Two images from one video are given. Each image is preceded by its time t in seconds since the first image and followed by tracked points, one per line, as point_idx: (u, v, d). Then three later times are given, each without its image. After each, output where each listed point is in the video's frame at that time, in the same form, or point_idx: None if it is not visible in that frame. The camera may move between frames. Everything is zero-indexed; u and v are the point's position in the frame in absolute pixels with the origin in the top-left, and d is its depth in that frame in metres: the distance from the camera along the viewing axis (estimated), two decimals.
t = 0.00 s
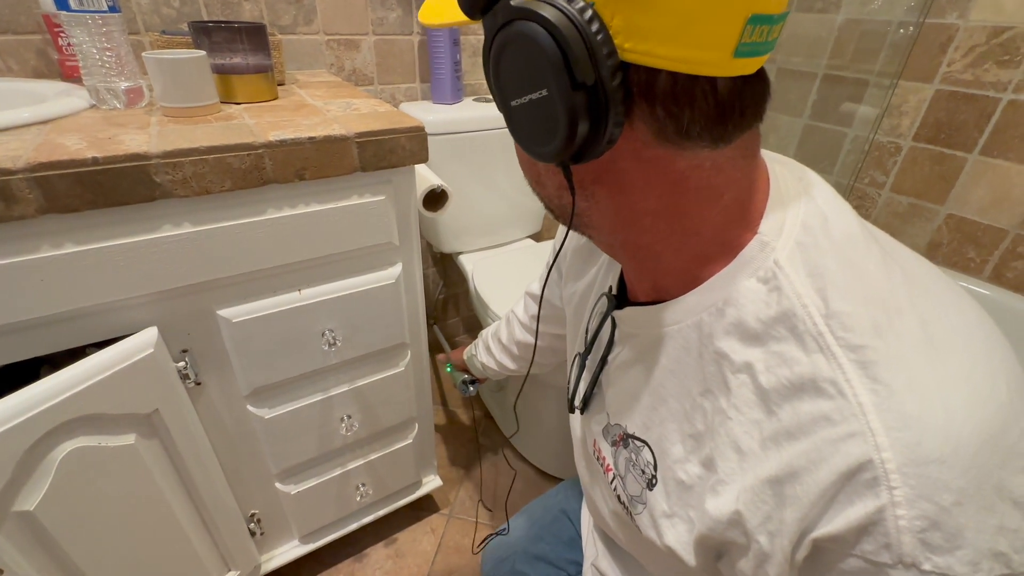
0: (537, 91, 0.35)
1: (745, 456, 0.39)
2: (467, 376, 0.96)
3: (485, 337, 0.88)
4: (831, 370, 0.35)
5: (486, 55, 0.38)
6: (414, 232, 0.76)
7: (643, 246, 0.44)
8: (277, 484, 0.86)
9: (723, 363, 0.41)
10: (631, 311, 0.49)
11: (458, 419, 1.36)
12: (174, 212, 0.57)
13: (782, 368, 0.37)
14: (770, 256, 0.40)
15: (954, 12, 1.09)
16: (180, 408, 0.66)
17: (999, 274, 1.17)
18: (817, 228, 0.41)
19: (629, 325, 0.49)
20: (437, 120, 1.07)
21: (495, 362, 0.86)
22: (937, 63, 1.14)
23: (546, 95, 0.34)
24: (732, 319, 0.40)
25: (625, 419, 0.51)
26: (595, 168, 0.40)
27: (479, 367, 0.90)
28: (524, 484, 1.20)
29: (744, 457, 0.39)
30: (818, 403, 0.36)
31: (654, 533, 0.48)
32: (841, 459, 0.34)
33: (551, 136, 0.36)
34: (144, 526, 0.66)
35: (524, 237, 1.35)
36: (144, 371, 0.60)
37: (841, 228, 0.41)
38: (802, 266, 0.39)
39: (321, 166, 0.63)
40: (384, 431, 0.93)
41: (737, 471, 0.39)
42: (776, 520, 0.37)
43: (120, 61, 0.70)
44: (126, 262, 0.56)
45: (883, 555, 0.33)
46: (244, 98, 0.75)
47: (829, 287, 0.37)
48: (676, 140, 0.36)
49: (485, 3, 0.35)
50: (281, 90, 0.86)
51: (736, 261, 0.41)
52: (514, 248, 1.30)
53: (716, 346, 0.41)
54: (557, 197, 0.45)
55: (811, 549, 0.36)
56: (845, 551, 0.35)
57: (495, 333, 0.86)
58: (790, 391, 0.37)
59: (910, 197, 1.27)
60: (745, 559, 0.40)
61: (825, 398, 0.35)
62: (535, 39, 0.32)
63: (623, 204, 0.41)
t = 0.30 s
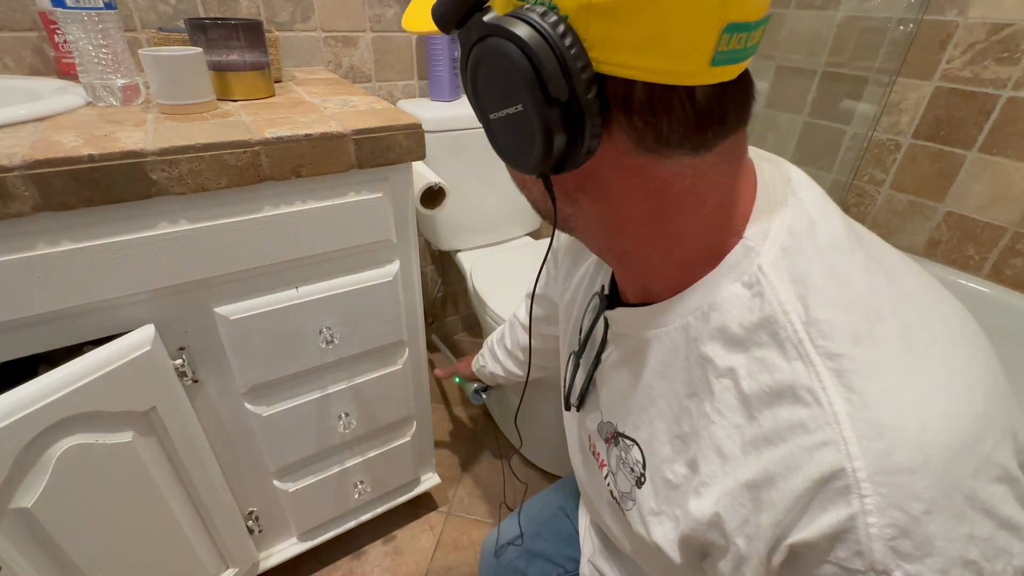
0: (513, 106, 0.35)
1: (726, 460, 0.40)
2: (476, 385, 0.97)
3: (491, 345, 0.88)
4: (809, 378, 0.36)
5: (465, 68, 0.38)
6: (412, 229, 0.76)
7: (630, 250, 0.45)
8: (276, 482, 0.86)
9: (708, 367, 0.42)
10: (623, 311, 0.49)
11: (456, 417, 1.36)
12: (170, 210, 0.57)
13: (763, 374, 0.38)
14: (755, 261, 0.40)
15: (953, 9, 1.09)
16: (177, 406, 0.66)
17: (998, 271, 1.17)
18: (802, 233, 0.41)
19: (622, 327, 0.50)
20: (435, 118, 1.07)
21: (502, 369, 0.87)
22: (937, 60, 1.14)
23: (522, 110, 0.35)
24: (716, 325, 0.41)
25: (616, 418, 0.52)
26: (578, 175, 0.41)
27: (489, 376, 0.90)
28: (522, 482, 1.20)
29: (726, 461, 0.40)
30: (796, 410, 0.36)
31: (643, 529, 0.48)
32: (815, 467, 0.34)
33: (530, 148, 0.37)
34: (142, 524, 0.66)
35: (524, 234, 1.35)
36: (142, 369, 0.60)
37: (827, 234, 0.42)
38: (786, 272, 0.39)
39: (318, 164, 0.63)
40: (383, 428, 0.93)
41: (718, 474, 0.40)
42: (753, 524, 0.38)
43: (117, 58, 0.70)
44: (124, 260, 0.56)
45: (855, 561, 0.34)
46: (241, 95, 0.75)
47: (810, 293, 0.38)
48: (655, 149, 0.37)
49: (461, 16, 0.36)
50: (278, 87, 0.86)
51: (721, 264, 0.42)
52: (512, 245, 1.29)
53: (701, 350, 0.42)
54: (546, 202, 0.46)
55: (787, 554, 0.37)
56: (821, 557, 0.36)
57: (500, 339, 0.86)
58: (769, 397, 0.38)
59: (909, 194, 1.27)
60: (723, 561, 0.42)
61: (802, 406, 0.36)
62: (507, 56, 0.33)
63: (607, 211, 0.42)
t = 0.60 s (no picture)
0: (507, 114, 0.36)
1: (724, 452, 0.40)
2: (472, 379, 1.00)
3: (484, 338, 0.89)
4: (799, 367, 0.37)
5: (460, 78, 0.39)
6: (415, 231, 0.76)
7: (621, 253, 0.45)
8: (279, 480, 0.86)
9: (702, 364, 0.43)
10: (617, 314, 0.50)
11: (458, 416, 1.37)
12: (175, 211, 0.58)
13: (756, 366, 0.39)
14: (742, 257, 0.41)
15: (954, 8, 1.09)
16: (183, 406, 0.66)
17: (998, 270, 1.18)
18: (787, 228, 0.43)
19: (617, 328, 0.51)
20: (437, 118, 1.07)
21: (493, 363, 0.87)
22: (937, 59, 1.14)
23: (515, 118, 0.36)
24: (709, 321, 0.42)
25: (616, 419, 0.52)
26: (569, 180, 0.42)
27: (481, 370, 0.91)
28: (524, 481, 1.21)
29: (723, 452, 0.40)
30: (789, 399, 0.37)
31: (645, 529, 0.49)
32: (809, 452, 0.35)
33: (523, 154, 0.37)
34: (147, 521, 0.67)
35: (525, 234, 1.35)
36: (147, 368, 0.60)
37: (811, 229, 0.43)
38: (772, 266, 0.41)
39: (321, 166, 0.63)
40: (385, 427, 0.93)
41: (718, 465, 0.41)
42: (752, 512, 0.38)
43: (120, 61, 0.70)
44: (130, 261, 0.57)
45: (850, 541, 0.34)
46: (243, 96, 0.75)
47: (797, 286, 0.39)
48: (644, 153, 0.38)
49: (455, 31, 0.37)
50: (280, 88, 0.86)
51: (711, 263, 0.43)
52: (513, 245, 1.30)
53: (695, 346, 0.43)
54: (539, 208, 0.47)
55: (786, 538, 0.38)
56: (817, 539, 0.36)
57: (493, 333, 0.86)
58: (763, 388, 0.39)
59: (909, 193, 1.27)
60: (728, 552, 0.42)
61: (795, 394, 0.37)
62: (501, 67, 0.34)
63: (598, 214, 0.43)
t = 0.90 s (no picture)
0: (483, 129, 0.36)
1: (714, 445, 0.40)
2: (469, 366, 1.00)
3: (476, 329, 0.88)
4: (780, 358, 0.37)
5: (433, 97, 0.39)
6: (416, 226, 0.76)
7: (605, 257, 0.45)
8: (282, 475, 0.86)
9: (688, 359, 0.43)
10: (605, 315, 0.50)
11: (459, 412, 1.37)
12: (176, 205, 0.57)
13: (739, 359, 0.39)
14: (721, 253, 0.42)
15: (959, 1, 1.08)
16: (186, 402, 0.66)
17: (1002, 265, 1.17)
18: (762, 221, 0.43)
19: (608, 329, 0.50)
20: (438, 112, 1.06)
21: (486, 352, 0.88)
22: (942, 53, 1.13)
23: (491, 132, 0.35)
24: (692, 317, 0.42)
25: (610, 418, 0.52)
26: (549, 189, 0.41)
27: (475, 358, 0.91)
28: (525, 476, 1.21)
29: (713, 445, 0.40)
30: (771, 389, 0.37)
31: (643, 524, 0.49)
32: (790, 440, 0.35)
33: (501, 167, 0.37)
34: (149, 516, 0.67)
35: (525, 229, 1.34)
36: (147, 364, 0.60)
37: (786, 221, 0.43)
38: (749, 260, 0.41)
39: (323, 159, 0.63)
40: (388, 422, 0.93)
41: (707, 459, 0.41)
42: (740, 502, 0.38)
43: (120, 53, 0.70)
44: (131, 255, 0.56)
45: (835, 523, 0.34)
46: (244, 90, 0.75)
47: (774, 278, 0.39)
48: (620, 159, 0.38)
49: (426, 51, 0.36)
50: (280, 82, 0.86)
51: (691, 258, 0.43)
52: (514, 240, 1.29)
53: (679, 342, 0.43)
54: (520, 218, 0.47)
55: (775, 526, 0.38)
56: (802, 522, 0.36)
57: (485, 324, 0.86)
58: (747, 380, 0.39)
59: (912, 188, 1.26)
60: (721, 543, 0.42)
61: (777, 383, 0.37)
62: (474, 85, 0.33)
63: (579, 221, 0.43)
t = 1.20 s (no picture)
0: (459, 137, 0.36)
1: (685, 439, 0.41)
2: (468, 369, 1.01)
3: (474, 333, 0.89)
4: (743, 352, 0.37)
5: (413, 106, 0.40)
6: (418, 226, 0.76)
7: (583, 258, 0.46)
8: (283, 475, 0.87)
9: (663, 356, 0.43)
10: (589, 314, 0.50)
11: (460, 412, 1.37)
12: (180, 207, 0.58)
13: (706, 354, 0.40)
14: (690, 252, 0.42)
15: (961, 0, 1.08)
16: (189, 402, 0.67)
17: (1003, 265, 1.17)
18: (731, 220, 0.43)
19: (592, 330, 0.50)
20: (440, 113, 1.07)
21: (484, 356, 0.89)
22: (944, 52, 1.13)
23: (467, 139, 0.36)
24: (664, 314, 0.43)
25: (595, 415, 0.53)
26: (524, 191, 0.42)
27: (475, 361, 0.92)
28: (526, 475, 1.21)
29: (684, 439, 0.41)
30: (735, 383, 0.38)
31: (628, 519, 0.49)
32: (750, 432, 0.36)
33: (476, 172, 0.38)
34: (153, 515, 0.67)
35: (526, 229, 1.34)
36: (151, 364, 0.60)
37: (756, 220, 0.44)
38: (717, 258, 0.41)
39: (325, 161, 0.63)
40: (389, 422, 0.94)
41: (678, 453, 0.41)
42: (709, 493, 0.39)
43: (123, 55, 0.70)
44: (136, 256, 0.57)
45: (793, 513, 0.34)
46: (246, 92, 0.75)
47: (739, 276, 0.40)
48: (592, 162, 0.38)
49: (405, 64, 0.37)
50: (282, 83, 0.86)
51: (664, 259, 0.43)
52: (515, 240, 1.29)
53: (653, 339, 0.44)
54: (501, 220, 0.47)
55: (740, 516, 0.37)
56: (765, 512, 0.36)
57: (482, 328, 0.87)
58: (713, 374, 0.39)
59: (914, 187, 1.26)
60: (696, 536, 0.42)
61: (740, 376, 0.37)
62: (451, 95, 0.34)
63: (555, 223, 0.43)
